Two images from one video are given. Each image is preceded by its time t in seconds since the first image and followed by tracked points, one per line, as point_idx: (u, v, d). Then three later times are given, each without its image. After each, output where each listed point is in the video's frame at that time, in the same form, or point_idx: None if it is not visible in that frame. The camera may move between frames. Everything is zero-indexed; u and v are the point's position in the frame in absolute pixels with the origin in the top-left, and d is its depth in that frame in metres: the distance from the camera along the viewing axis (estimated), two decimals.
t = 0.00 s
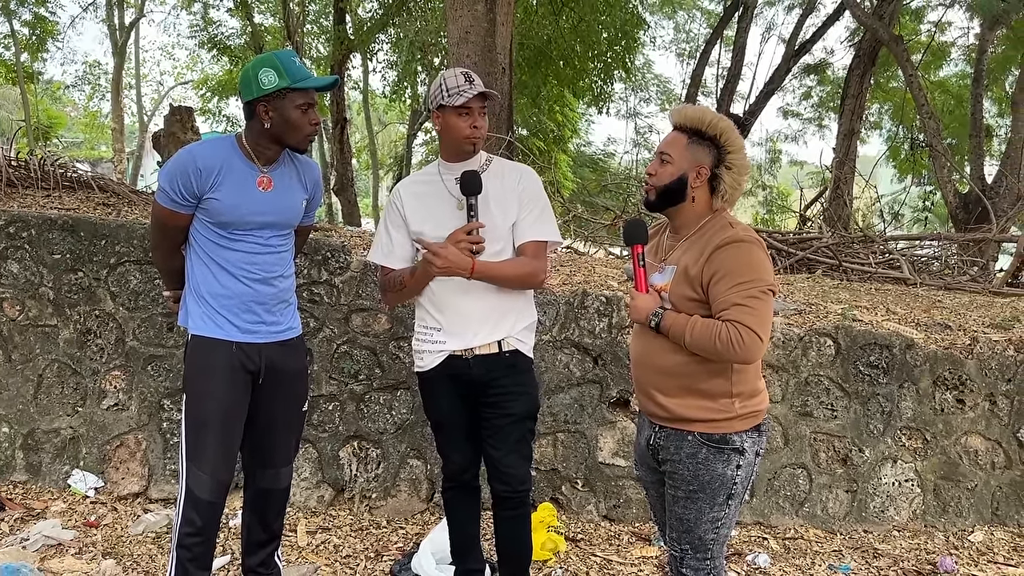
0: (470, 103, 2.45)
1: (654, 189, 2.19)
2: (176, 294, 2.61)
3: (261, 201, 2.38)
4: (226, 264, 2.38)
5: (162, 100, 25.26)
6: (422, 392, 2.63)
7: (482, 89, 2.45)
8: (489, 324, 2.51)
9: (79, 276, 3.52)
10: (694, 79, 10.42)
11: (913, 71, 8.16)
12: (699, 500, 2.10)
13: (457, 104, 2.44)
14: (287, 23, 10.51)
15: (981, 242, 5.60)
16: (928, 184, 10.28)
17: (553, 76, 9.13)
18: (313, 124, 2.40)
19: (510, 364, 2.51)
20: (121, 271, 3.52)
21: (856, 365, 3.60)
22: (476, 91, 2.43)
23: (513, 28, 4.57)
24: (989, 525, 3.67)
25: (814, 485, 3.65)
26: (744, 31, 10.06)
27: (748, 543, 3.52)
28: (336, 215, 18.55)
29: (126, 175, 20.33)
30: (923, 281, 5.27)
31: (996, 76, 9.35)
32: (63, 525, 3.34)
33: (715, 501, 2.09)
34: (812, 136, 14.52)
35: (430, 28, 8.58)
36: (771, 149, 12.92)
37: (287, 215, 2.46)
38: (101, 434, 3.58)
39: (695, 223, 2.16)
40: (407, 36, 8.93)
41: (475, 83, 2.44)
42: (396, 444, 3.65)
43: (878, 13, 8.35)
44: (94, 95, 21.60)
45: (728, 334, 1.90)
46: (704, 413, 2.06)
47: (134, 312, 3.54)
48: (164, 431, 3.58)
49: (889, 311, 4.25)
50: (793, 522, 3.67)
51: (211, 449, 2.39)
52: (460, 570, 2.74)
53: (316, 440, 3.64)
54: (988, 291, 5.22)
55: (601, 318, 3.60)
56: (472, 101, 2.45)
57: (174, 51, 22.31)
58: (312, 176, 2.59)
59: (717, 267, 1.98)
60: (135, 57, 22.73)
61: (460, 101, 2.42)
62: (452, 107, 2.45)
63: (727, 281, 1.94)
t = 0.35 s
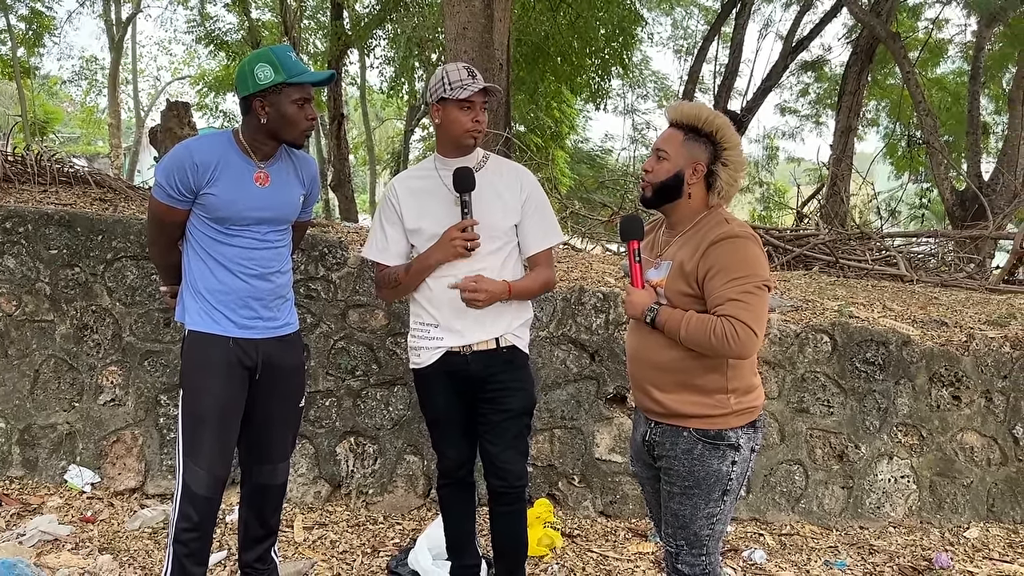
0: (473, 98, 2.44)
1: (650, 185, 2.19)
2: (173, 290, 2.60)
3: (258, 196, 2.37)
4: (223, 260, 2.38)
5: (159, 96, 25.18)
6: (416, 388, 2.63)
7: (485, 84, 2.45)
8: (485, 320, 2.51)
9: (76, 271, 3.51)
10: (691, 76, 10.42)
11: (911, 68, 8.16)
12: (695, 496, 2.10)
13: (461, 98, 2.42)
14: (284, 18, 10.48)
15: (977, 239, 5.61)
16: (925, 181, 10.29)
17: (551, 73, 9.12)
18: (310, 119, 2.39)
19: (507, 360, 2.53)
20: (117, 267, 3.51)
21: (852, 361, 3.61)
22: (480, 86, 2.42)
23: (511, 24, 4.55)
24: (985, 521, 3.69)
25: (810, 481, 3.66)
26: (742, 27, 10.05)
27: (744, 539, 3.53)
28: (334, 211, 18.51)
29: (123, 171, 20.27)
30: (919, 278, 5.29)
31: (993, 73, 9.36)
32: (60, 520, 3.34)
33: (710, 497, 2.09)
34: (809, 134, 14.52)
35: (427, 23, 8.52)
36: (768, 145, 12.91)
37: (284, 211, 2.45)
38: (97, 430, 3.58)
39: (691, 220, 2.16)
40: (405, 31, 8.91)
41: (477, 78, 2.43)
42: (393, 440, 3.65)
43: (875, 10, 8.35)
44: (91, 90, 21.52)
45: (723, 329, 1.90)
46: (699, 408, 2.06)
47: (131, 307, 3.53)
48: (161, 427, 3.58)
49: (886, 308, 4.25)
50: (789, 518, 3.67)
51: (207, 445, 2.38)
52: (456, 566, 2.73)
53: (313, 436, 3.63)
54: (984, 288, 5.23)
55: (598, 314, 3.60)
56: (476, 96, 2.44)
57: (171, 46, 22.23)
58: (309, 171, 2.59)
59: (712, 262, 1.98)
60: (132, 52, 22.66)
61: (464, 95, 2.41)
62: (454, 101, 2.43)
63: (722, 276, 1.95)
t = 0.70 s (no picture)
0: (466, 84, 2.45)
1: (649, 179, 2.18)
2: (171, 286, 2.60)
3: (256, 193, 2.37)
4: (221, 256, 2.37)
5: (156, 92, 25.12)
6: (415, 385, 2.63)
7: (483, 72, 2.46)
8: (485, 318, 2.51)
9: (73, 268, 3.51)
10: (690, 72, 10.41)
11: (909, 65, 8.16)
12: (692, 492, 2.11)
13: (452, 83, 2.44)
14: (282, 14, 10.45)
15: (975, 236, 5.62)
16: (923, 178, 10.29)
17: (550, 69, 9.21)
18: (308, 116, 2.39)
19: (507, 356, 2.54)
20: (115, 263, 3.51)
21: (851, 358, 3.61)
22: (474, 71, 2.43)
23: (509, 20, 4.54)
24: (982, 518, 3.70)
25: (808, 478, 3.67)
26: (741, 24, 10.04)
27: (742, 536, 3.53)
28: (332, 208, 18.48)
29: (121, 167, 20.24)
30: (917, 275, 5.30)
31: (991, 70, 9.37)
32: (58, 517, 3.34)
33: (708, 494, 2.10)
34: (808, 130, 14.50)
35: (425, 19, 8.50)
36: (767, 142, 12.91)
37: (282, 207, 2.45)
38: (95, 427, 3.58)
39: (688, 217, 2.16)
40: (403, 28, 8.89)
41: (474, 68, 2.45)
42: (391, 437, 3.65)
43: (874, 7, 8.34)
44: (89, 85, 21.47)
45: (721, 326, 1.90)
46: (697, 405, 2.07)
47: (128, 304, 3.53)
48: (159, 423, 3.58)
49: (884, 304, 4.25)
50: (787, 515, 3.68)
51: (206, 441, 2.38)
52: (454, 563, 2.74)
53: (311, 433, 3.64)
54: (982, 285, 5.23)
55: (596, 311, 3.60)
56: (469, 81, 2.45)
57: (168, 42, 22.18)
58: (307, 168, 2.58)
59: (710, 259, 1.98)
60: (129, 47, 22.59)
61: (453, 79, 2.44)
62: (448, 85, 2.46)
63: (720, 273, 1.95)
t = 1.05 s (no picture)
0: (450, 79, 2.48)
1: (652, 172, 2.18)
2: (171, 282, 2.60)
3: (256, 189, 2.36)
4: (221, 253, 2.37)
5: (155, 88, 25.09)
6: (415, 381, 2.64)
7: (466, 68, 2.45)
8: (484, 314, 2.51)
9: (73, 265, 3.50)
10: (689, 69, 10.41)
11: (909, 61, 8.16)
12: (690, 489, 2.11)
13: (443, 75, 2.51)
14: (280, 10, 10.44)
15: (975, 233, 5.62)
16: (922, 175, 10.29)
17: (549, 66, 9.23)
18: (307, 112, 2.38)
19: (507, 352, 2.54)
20: (114, 260, 3.50)
21: (850, 355, 3.62)
22: (450, 65, 2.46)
23: (509, 16, 4.54)
24: (981, 514, 3.71)
25: (807, 474, 3.67)
26: (741, 20, 10.03)
27: (741, 532, 3.54)
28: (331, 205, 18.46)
29: (120, 163, 20.21)
30: (916, 271, 5.30)
31: (990, 67, 9.38)
32: (58, 514, 3.34)
33: (706, 491, 2.10)
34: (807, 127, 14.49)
35: (425, 15, 8.50)
36: (766, 138, 12.90)
37: (282, 204, 2.45)
38: (95, 423, 3.58)
39: (688, 213, 2.16)
40: (402, 24, 8.88)
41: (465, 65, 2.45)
42: (390, 433, 3.66)
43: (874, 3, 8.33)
44: (88, 82, 21.43)
45: (720, 323, 1.90)
46: (695, 402, 2.07)
47: (128, 300, 3.52)
48: (159, 420, 3.58)
49: (883, 301, 4.26)
50: (786, 511, 3.68)
51: (205, 437, 2.38)
52: (453, 559, 2.74)
53: (311, 429, 3.64)
54: (982, 281, 5.24)
55: (596, 308, 3.60)
56: (450, 76, 2.48)
57: (167, 38, 22.14)
58: (306, 164, 2.58)
59: (710, 256, 1.98)
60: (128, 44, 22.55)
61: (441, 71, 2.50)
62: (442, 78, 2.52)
63: (720, 271, 1.94)
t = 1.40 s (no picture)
0: (451, 76, 2.48)
1: (650, 171, 2.18)
2: (172, 280, 2.59)
3: (255, 186, 2.36)
4: (221, 251, 2.37)
5: (155, 85, 25.05)
6: (416, 377, 2.64)
7: (465, 63, 2.45)
8: (486, 311, 2.51)
9: (72, 263, 3.50)
10: (689, 66, 10.40)
11: (908, 58, 8.15)
12: (691, 486, 2.11)
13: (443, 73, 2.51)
14: (280, 8, 10.43)
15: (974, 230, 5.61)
16: (922, 172, 10.29)
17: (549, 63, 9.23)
18: (306, 107, 2.37)
19: (508, 349, 2.54)
20: (114, 258, 3.50)
21: (850, 352, 3.61)
22: (450, 62, 2.46)
23: (508, 13, 4.53)
24: (981, 511, 3.71)
25: (807, 471, 3.67)
26: (740, 17, 10.02)
27: (741, 529, 3.54)
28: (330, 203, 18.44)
29: (120, 160, 20.18)
30: (917, 268, 5.29)
31: (990, 63, 9.37)
32: (58, 511, 3.34)
33: (706, 488, 2.10)
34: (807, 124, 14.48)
35: (424, 12, 8.47)
36: (766, 135, 12.89)
37: (281, 201, 2.44)
38: (95, 421, 3.58)
39: (688, 210, 2.16)
40: (402, 21, 8.87)
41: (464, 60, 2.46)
42: (391, 431, 3.66)
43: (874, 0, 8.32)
44: (87, 80, 21.39)
45: (721, 320, 1.90)
46: (696, 399, 2.07)
47: (127, 298, 3.52)
48: (159, 418, 3.58)
49: (883, 298, 4.26)
50: (786, 508, 3.69)
51: (206, 435, 2.38)
52: (453, 555, 2.75)
53: (311, 427, 3.64)
54: (982, 278, 5.23)
55: (596, 306, 3.60)
56: (450, 73, 2.48)
57: (167, 36, 22.11)
58: (306, 161, 2.57)
59: (710, 253, 1.98)
60: (128, 41, 22.53)
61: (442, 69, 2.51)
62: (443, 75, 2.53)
63: (720, 267, 1.94)
